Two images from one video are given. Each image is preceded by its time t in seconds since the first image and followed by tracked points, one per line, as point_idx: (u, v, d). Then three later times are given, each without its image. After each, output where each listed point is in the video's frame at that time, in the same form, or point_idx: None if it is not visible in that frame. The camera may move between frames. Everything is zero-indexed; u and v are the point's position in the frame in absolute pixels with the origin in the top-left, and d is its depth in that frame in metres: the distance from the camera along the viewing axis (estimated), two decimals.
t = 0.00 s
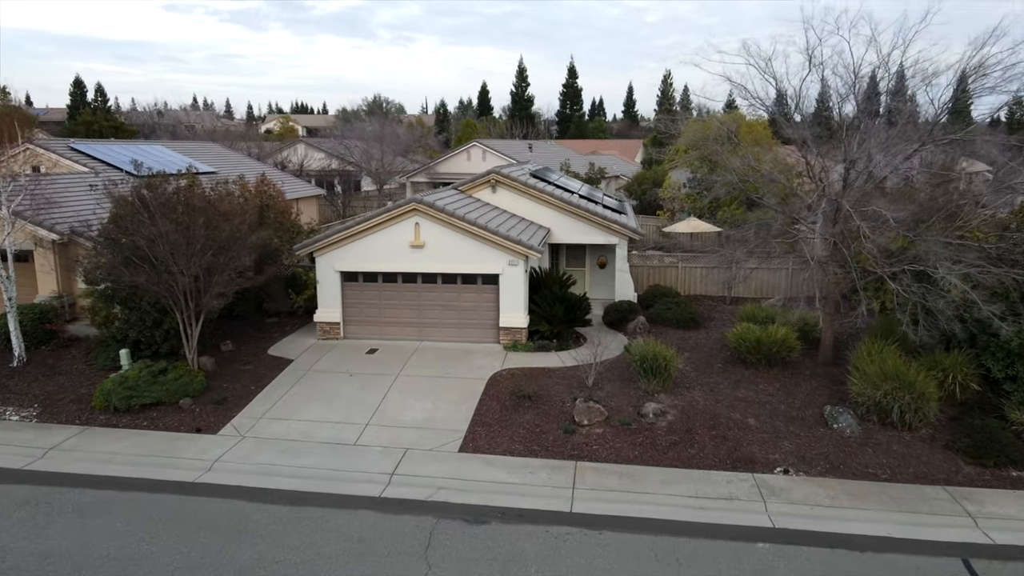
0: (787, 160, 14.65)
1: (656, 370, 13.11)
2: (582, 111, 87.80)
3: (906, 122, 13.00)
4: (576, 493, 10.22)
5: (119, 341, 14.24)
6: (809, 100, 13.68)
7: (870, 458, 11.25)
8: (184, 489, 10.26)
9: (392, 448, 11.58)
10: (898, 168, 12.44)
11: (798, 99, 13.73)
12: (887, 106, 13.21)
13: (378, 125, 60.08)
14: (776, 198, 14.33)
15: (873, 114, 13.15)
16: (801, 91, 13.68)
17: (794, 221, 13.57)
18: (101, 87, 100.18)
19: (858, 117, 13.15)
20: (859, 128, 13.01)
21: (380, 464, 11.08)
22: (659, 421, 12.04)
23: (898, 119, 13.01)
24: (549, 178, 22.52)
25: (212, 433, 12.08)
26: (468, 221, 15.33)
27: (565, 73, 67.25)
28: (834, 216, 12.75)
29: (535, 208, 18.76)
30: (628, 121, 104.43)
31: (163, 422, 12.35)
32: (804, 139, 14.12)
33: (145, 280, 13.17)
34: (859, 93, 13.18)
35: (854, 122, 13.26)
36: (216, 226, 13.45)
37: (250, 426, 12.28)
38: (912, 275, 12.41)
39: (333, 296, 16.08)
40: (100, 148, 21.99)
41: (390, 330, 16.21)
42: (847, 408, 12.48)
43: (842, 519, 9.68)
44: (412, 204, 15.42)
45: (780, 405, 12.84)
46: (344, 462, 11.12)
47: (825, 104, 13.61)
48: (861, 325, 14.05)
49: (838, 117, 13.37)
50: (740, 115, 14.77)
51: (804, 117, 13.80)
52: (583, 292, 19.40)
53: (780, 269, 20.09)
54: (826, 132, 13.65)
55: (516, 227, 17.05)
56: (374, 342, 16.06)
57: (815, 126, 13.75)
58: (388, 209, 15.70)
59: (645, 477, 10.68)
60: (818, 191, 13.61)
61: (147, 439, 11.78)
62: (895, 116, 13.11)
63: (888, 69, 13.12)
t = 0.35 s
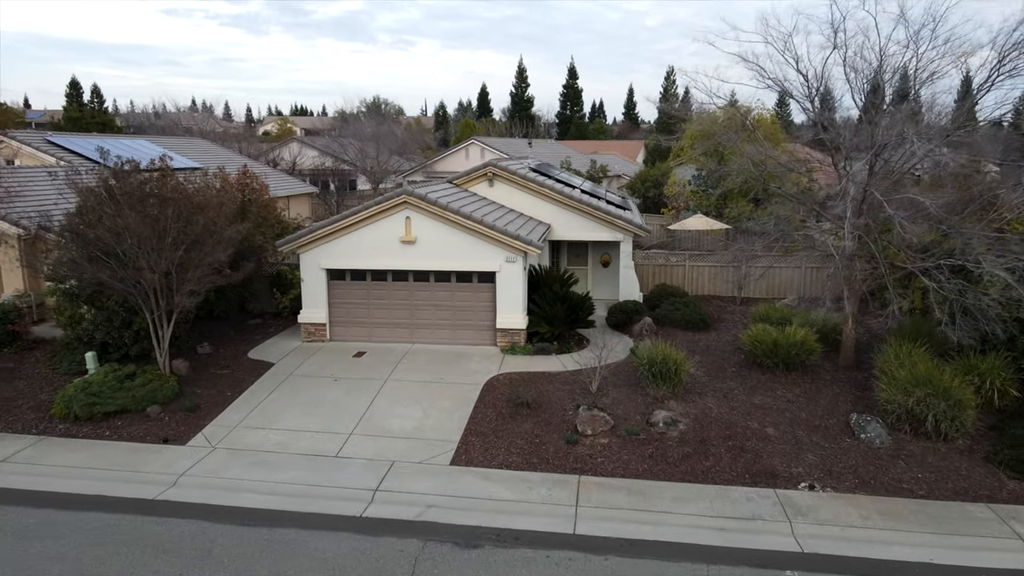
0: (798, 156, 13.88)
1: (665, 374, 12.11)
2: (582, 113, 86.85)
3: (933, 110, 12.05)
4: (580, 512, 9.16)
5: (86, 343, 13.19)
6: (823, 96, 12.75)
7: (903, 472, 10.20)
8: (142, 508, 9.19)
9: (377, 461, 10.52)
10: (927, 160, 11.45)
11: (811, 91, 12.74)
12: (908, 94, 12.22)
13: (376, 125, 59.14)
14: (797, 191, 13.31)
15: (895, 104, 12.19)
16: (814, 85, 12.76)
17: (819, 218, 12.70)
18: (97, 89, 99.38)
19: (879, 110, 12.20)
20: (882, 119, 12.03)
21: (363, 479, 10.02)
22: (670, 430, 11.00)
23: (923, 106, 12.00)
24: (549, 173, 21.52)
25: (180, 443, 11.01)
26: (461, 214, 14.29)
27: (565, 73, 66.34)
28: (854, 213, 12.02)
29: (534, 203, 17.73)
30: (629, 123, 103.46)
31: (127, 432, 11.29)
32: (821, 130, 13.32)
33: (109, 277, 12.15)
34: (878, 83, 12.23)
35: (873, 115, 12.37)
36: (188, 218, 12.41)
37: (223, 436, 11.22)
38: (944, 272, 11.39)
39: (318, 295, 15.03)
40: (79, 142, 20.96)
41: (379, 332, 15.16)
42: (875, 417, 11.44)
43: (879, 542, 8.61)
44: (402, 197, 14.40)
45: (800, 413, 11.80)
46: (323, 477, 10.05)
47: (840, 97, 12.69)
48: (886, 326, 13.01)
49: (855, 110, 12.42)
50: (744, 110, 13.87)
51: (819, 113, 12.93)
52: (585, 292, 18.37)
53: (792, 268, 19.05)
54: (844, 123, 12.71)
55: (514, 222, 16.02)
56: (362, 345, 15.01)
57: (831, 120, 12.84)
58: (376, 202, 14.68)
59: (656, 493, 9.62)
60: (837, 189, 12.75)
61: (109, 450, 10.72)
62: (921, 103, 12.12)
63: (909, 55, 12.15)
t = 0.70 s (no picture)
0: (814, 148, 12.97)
1: (676, 380, 11.15)
2: (583, 113, 85.97)
3: (965, 96, 11.10)
4: (585, 535, 8.19)
5: (51, 346, 12.24)
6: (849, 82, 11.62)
7: (941, 488, 9.24)
8: (97, 530, 8.22)
9: (360, 476, 9.55)
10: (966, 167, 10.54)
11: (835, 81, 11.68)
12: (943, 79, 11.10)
13: (373, 124, 58.23)
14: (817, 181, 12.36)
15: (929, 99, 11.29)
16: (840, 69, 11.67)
17: (841, 212, 11.82)
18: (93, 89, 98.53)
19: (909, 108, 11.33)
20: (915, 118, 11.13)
21: (345, 496, 9.05)
22: (682, 441, 10.04)
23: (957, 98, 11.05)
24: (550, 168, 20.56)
25: (146, 456, 10.05)
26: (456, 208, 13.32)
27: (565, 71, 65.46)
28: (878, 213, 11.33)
29: (534, 198, 16.77)
30: (629, 123, 102.55)
31: (89, 443, 10.32)
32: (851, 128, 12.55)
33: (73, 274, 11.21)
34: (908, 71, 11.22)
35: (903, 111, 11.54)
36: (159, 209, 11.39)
37: (193, 448, 10.24)
38: (981, 268, 10.45)
39: (303, 295, 14.07)
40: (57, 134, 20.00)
41: (368, 334, 14.20)
42: (906, 426, 10.48)
43: (923, 569, 7.63)
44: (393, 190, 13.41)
45: (823, 422, 10.85)
46: (300, 494, 9.08)
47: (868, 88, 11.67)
48: (913, 327, 12.06)
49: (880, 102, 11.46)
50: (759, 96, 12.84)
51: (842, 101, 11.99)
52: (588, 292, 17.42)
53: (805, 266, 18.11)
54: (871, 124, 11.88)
55: (513, 217, 15.05)
56: (350, 348, 14.05)
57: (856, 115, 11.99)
58: (364, 194, 13.70)
59: (670, 513, 8.66)
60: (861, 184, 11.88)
61: (67, 464, 9.76)
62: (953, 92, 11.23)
63: (942, 37, 11.13)
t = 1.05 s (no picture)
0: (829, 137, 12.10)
1: (690, 386, 10.15)
2: (583, 114, 85.06)
3: (1007, 77, 10.19)
4: (592, 563, 7.16)
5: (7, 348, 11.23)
6: (877, 62, 10.65)
7: (990, 506, 8.22)
8: (35, 557, 7.20)
9: (339, 494, 8.52)
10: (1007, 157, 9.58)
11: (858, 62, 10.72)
12: (981, 57, 10.15)
13: (371, 123, 57.29)
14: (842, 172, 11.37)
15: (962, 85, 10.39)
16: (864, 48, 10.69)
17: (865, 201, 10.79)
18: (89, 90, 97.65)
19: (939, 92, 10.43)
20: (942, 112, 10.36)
21: (320, 518, 8.02)
22: (698, 454, 9.02)
23: (993, 84, 10.16)
24: (550, 161, 19.56)
25: (102, 471, 9.03)
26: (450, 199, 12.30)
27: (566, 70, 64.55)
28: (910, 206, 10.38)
29: (533, 191, 15.78)
30: (630, 125, 101.63)
31: (40, 456, 9.30)
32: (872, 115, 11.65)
33: (27, 269, 10.20)
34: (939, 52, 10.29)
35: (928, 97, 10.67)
36: (123, 198, 10.42)
37: (155, 462, 9.22)
38: None
39: (285, 294, 13.06)
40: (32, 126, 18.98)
41: (356, 336, 13.20)
42: (944, 437, 9.47)
43: None
44: (382, 181, 12.38)
45: (852, 433, 9.84)
46: (270, 515, 8.06)
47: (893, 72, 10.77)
48: (946, 329, 11.05)
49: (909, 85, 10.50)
50: (776, 80, 11.87)
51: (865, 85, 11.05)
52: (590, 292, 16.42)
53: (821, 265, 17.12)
54: (895, 110, 10.93)
55: (511, 210, 14.03)
56: (335, 351, 13.05)
57: (879, 101, 11.04)
58: (351, 184, 12.68)
59: (688, 536, 7.64)
60: (886, 174, 10.88)
61: (12, 480, 8.74)
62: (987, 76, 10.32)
63: (981, 10, 10.15)
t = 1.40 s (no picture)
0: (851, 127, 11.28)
1: (705, 393, 9.20)
2: (583, 114, 84.20)
3: None
4: None
5: None
6: (910, 40, 9.72)
7: None
8: None
9: (314, 516, 7.57)
10: None
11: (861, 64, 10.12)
12: None
13: (368, 123, 56.44)
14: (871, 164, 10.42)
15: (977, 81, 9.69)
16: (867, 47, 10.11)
17: (894, 192, 9.86)
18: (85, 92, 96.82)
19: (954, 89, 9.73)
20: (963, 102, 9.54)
21: (291, 544, 7.07)
22: (716, 470, 8.07)
23: None
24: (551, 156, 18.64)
25: (50, 489, 8.09)
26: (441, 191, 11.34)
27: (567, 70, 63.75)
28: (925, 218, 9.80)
29: (533, 184, 14.83)
30: (631, 126, 100.83)
31: None
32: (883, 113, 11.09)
33: None
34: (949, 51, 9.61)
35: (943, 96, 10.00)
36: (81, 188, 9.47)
37: (111, 479, 8.27)
38: None
39: (265, 294, 12.13)
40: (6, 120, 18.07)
41: (342, 339, 12.26)
42: (989, 450, 8.51)
43: None
44: (368, 171, 11.42)
45: (885, 446, 8.89)
46: (234, 541, 7.11)
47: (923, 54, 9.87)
48: (983, 331, 10.11)
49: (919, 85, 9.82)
50: (796, 62, 10.93)
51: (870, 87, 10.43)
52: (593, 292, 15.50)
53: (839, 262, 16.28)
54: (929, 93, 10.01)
55: (509, 204, 13.09)
56: (319, 355, 12.11)
57: (911, 83, 10.11)
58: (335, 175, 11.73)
59: (709, 565, 6.68)
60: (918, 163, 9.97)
61: None
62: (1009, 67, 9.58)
63: None
